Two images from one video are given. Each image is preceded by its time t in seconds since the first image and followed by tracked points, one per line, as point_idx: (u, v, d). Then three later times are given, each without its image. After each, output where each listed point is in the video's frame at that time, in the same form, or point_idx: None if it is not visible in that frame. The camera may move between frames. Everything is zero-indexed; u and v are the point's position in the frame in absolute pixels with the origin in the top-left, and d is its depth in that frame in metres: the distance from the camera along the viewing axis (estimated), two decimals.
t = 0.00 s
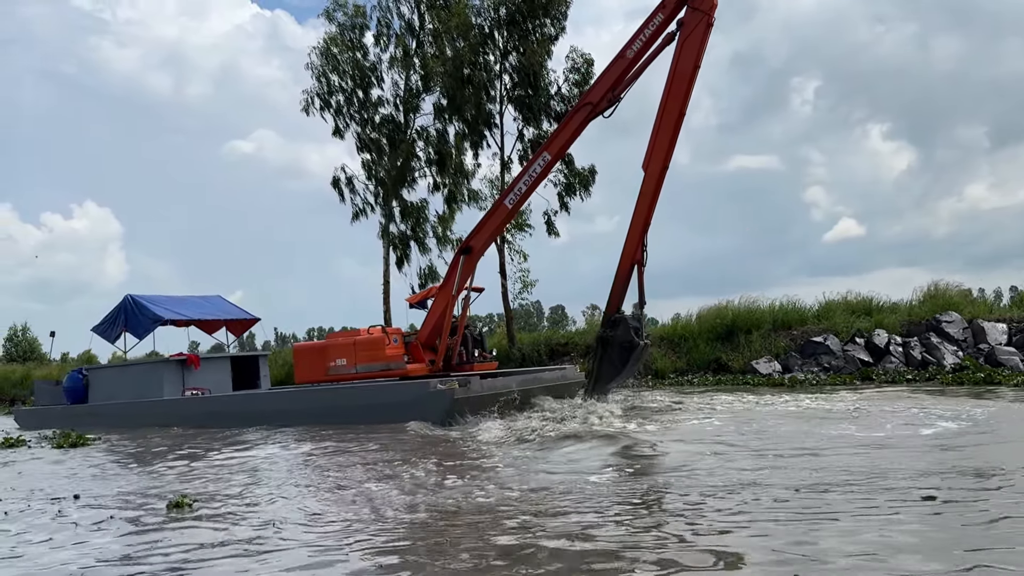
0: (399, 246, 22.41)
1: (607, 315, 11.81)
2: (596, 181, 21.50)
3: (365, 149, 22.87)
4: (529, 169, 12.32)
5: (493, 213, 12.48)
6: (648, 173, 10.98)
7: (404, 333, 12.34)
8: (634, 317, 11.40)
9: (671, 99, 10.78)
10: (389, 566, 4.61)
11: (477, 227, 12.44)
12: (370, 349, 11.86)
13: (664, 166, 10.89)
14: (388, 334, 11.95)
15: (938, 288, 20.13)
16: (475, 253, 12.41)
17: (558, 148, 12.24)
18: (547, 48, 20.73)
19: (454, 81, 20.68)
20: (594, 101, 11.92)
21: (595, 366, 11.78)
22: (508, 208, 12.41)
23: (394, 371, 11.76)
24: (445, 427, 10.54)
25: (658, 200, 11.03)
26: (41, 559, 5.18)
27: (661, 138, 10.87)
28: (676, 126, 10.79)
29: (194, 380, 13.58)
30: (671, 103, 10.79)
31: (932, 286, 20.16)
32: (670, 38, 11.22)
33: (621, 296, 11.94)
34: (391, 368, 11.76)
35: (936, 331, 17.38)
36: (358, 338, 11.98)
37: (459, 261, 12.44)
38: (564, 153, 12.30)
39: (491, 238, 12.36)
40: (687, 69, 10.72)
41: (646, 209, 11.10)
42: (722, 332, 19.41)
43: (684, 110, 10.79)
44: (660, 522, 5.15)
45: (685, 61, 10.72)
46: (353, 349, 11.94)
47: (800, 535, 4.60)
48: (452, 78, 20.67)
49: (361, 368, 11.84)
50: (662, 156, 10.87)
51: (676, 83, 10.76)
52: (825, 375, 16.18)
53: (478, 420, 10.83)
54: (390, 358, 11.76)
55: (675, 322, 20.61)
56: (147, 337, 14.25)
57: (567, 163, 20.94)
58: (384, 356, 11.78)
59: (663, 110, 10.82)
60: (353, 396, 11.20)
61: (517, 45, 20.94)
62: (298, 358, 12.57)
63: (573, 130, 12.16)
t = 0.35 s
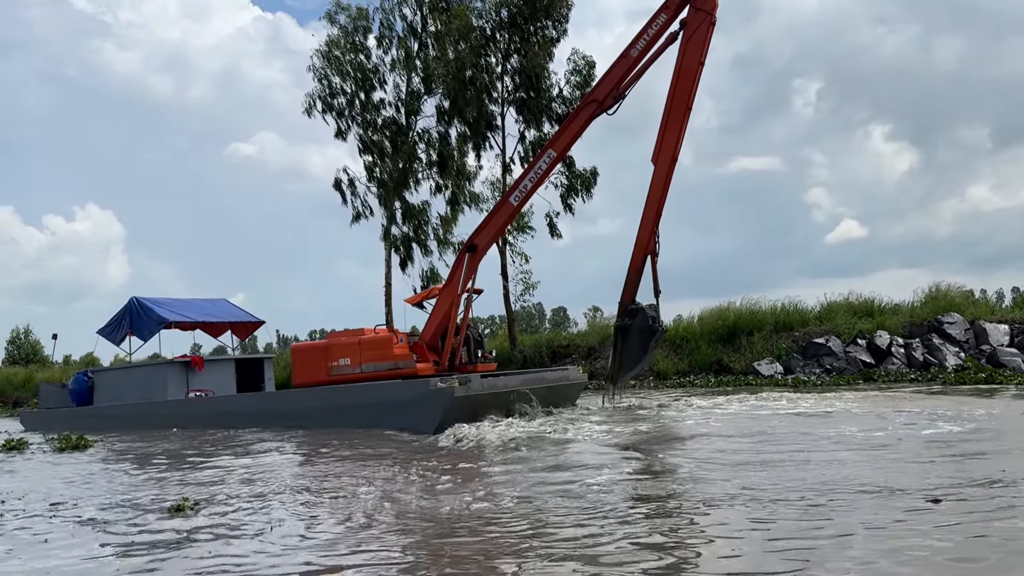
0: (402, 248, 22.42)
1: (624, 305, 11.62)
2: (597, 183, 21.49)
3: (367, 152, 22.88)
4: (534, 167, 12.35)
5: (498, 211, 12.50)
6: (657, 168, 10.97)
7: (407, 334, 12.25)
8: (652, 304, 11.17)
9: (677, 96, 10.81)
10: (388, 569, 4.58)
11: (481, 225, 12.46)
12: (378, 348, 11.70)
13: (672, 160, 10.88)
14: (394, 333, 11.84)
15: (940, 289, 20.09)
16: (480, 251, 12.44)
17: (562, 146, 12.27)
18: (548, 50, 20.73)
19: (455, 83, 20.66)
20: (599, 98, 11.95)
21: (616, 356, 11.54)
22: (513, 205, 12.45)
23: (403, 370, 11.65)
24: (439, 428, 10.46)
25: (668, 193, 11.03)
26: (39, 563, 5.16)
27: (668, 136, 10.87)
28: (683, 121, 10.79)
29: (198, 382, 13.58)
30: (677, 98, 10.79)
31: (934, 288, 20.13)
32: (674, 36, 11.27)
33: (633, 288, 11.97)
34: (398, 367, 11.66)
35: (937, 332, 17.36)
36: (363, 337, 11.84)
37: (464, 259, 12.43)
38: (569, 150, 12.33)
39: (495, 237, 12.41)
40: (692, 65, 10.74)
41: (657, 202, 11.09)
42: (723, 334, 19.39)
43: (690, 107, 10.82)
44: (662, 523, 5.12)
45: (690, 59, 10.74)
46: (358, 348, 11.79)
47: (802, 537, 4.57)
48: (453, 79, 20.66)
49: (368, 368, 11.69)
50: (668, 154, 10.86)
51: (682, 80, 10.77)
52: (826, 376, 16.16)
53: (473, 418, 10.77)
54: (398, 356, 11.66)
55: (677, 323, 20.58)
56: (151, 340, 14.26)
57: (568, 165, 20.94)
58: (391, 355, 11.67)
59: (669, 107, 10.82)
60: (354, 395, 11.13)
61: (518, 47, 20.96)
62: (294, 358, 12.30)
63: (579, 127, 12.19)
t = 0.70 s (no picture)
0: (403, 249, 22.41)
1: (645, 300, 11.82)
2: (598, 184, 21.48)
3: (369, 154, 22.87)
4: (536, 168, 12.35)
5: (501, 211, 12.49)
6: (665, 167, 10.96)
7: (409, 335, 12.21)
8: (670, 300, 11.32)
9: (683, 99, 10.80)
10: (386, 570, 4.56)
11: (483, 226, 12.46)
12: (385, 350, 11.69)
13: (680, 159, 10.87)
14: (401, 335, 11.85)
15: (941, 290, 20.06)
16: (482, 251, 12.44)
17: (565, 146, 12.27)
18: (549, 52, 20.72)
19: (456, 85, 20.65)
20: (601, 100, 11.97)
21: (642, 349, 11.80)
22: (516, 206, 12.44)
23: (411, 372, 11.62)
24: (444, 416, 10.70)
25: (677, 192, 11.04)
26: (37, 567, 5.13)
27: (674, 139, 10.87)
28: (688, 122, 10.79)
29: (200, 384, 13.57)
30: (681, 98, 10.77)
31: (935, 289, 20.11)
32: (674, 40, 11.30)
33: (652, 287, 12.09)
34: (407, 368, 11.65)
35: (939, 333, 17.33)
36: (369, 338, 11.84)
37: (468, 261, 12.43)
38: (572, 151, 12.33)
39: (497, 237, 12.44)
40: (692, 68, 10.75)
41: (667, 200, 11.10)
42: (725, 335, 19.38)
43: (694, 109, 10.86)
44: (662, 526, 5.08)
45: (691, 62, 10.75)
46: (365, 349, 11.77)
47: (802, 538, 4.54)
48: (454, 81, 20.65)
49: (377, 369, 11.67)
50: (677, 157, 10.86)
51: (684, 83, 10.78)
52: (827, 377, 16.15)
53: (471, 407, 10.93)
54: (407, 357, 11.67)
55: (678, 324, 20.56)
56: (154, 342, 14.25)
57: (569, 166, 20.93)
58: (399, 356, 11.67)
59: (673, 110, 10.81)
60: (350, 396, 11.16)
61: (519, 49, 20.95)
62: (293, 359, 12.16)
63: (582, 129, 12.23)
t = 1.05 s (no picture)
0: (404, 252, 22.42)
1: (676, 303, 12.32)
2: (598, 186, 21.48)
3: (369, 156, 22.89)
4: (535, 172, 12.35)
5: (501, 214, 12.48)
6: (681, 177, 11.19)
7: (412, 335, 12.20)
8: (703, 301, 11.82)
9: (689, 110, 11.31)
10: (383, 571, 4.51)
11: (483, 228, 12.44)
12: (391, 353, 11.72)
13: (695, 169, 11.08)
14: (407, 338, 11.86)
15: (942, 292, 20.04)
16: (484, 254, 12.46)
17: (566, 150, 12.31)
18: (549, 54, 20.74)
19: (457, 87, 20.65)
20: (601, 107, 12.05)
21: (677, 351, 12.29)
22: (517, 209, 12.43)
23: (419, 375, 11.63)
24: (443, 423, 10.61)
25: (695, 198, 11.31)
26: (35, 568, 5.13)
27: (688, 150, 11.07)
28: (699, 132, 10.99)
29: (202, 387, 13.55)
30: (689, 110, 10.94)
31: (935, 290, 20.09)
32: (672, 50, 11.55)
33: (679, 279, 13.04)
34: (415, 371, 11.67)
35: (939, 335, 17.30)
36: (375, 341, 11.84)
37: (470, 264, 12.43)
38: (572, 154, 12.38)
39: (498, 238, 12.43)
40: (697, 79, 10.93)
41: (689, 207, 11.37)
42: (726, 337, 19.36)
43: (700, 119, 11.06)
44: (662, 528, 5.03)
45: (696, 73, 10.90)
46: (371, 352, 11.77)
47: (802, 540, 4.48)
48: (454, 83, 20.65)
49: (383, 373, 11.68)
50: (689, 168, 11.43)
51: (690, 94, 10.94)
52: (829, 379, 16.13)
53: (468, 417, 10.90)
54: (416, 360, 11.69)
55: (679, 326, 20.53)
56: (156, 344, 14.25)
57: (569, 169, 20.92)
58: (407, 359, 11.70)
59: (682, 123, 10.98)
60: (347, 400, 11.13)
61: (520, 51, 20.98)
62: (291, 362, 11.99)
63: (581, 135, 12.29)
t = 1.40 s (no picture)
0: (404, 253, 22.41)
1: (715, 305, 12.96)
2: (598, 188, 21.48)
3: (370, 157, 22.90)
4: (533, 178, 12.38)
5: (499, 219, 12.48)
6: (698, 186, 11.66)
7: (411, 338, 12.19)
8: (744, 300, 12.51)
9: (694, 122, 11.84)
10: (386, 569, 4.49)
11: (482, 231, 12.45)
12: (396, 356, 11.64)
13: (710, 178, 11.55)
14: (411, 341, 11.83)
15: (942, 294, 20.02)
16: (484, 257, 12.47)
17: (564, 156, 12.35)
18: (550, 56, 20.77)
19: (457, 88, 20.64)
20: (598, 114, 12.13)
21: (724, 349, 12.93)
22: (516, 213, 12.46)
23: (426, 378, 11.63)
24: (436, 430, 10.49)
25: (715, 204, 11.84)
26: (36, 567, 5.15)
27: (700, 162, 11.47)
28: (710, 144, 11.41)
29: (202, 389, 13.53)
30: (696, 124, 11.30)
31: (935, 292, 20.07)
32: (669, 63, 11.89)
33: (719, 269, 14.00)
34: (422, 373, 11.67)
35: (939, 337, 17.28)
36: (379, 344, 11.77)
37: (472, 268, 12.41)
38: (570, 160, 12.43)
39: (497, 240, 12.45)
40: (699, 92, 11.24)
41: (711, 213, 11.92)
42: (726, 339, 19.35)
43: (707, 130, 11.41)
44: (664, 528, 5.01)
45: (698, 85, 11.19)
46: (376, 355, 11.68)
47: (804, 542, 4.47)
48: (455, 85, 20.64)
49: (385, 376, 11.60)
50: (706, 174, 12.12)
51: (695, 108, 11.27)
52: (828, 381, 16.10)
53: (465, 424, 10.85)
54: (422, 363, 11.69)
55: (679, 328, 20.54)
56: (158, 346, 14.24)
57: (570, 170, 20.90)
58: (414, 362, 11.68)
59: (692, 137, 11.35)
60: (343, 402, 11.12)
61: (520, 53, 20.98)
62: (291, 365, 11.58)
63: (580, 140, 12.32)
